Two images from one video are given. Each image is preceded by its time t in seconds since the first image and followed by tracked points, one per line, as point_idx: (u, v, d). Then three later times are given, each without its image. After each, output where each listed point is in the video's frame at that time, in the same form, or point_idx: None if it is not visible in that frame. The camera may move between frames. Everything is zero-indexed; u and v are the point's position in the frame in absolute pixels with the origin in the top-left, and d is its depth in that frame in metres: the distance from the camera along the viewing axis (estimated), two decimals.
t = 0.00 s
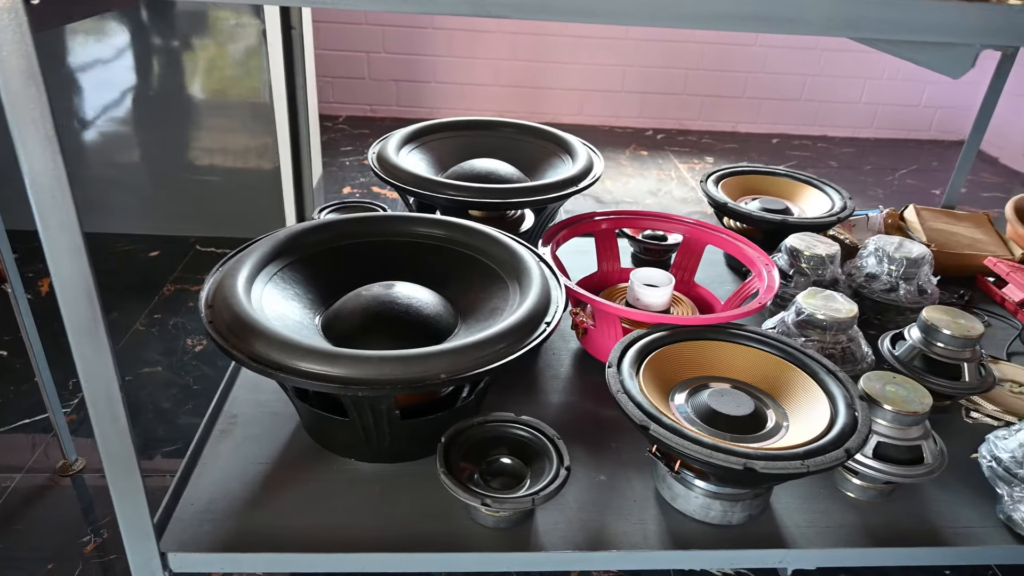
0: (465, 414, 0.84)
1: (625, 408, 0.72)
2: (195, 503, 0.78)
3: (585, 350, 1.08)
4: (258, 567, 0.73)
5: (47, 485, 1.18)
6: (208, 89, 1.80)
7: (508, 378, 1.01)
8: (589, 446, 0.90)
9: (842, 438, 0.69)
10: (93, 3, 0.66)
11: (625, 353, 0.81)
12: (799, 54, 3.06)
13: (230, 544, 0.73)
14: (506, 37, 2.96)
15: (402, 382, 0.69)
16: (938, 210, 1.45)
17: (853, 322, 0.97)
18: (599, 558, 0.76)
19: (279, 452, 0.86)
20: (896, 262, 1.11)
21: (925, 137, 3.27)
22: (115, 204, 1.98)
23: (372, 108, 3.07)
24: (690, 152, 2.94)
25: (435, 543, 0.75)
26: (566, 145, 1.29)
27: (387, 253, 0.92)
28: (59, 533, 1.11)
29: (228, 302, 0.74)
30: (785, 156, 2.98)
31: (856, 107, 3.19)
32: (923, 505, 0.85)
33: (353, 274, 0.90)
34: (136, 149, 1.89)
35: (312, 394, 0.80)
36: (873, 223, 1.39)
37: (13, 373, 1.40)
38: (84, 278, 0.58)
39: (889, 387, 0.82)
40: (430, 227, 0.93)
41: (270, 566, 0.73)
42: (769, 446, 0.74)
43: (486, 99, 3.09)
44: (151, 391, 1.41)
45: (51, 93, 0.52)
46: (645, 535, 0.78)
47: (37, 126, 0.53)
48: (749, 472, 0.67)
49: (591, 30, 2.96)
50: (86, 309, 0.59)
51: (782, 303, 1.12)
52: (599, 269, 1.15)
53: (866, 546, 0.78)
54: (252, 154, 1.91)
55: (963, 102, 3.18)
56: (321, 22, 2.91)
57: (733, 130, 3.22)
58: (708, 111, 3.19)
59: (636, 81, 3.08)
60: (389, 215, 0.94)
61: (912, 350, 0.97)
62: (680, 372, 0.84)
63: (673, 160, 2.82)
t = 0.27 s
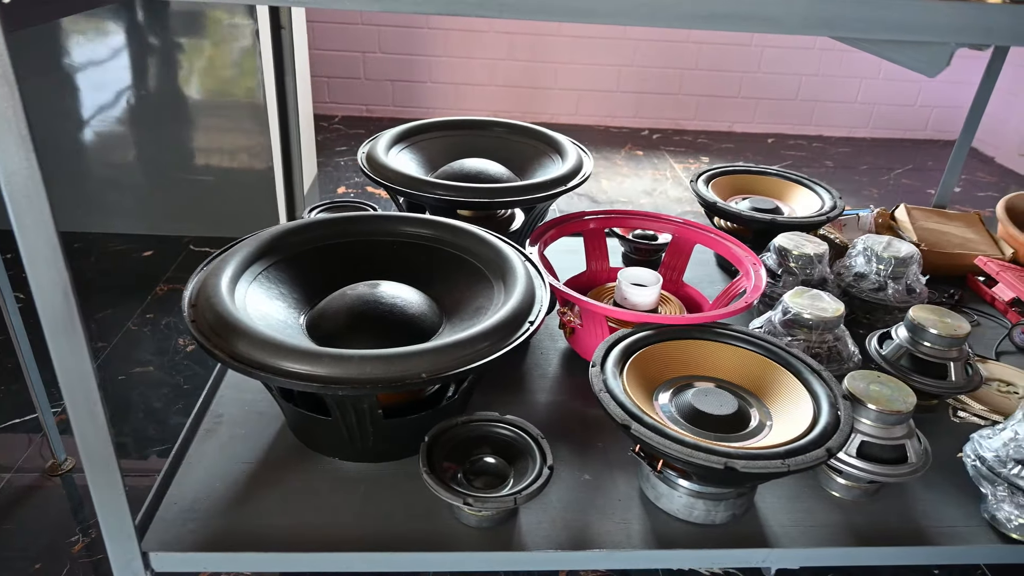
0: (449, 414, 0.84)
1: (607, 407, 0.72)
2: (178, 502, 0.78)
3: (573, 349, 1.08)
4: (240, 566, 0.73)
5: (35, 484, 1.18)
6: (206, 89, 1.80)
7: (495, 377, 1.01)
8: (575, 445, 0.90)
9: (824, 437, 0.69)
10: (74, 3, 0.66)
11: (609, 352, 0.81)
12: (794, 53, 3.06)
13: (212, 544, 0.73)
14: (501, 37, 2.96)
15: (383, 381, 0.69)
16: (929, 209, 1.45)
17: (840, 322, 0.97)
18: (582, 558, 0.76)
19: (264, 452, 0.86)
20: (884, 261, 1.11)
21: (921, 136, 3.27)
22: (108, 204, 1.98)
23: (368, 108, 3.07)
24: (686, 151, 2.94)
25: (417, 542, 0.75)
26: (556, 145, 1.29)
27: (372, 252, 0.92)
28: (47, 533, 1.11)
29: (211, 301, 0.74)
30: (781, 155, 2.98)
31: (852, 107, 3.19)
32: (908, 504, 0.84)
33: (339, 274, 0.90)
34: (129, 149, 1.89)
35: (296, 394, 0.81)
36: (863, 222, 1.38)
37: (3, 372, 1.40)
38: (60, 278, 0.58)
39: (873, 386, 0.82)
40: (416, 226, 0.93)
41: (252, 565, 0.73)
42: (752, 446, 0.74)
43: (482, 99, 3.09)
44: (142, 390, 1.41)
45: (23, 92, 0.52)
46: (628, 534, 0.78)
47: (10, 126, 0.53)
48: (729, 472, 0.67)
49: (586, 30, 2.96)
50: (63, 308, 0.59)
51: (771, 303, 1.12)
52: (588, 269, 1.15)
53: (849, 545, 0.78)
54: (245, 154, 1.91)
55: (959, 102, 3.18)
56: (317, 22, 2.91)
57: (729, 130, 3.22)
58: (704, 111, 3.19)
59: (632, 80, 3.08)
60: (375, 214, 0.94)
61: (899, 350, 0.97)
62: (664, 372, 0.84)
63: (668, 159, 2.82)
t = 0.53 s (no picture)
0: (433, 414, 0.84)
1: (588, 407, 0.72)
2: (159, 502, 0.78)
3: (560, 349, 1.07)
4: (220, 566, 0.73)
5: (23, 485, 1.18)
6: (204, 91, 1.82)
7: (481, 378, 1.01)
8: (559, 446, 0.90)
9: (804, 437, 0.69)
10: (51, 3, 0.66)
11: (592, 353, 0.80)
12: (790, 54, 3.06)
13: (192, 544, 0.73)
14: (497, 37, 2.96)
15: (361, 380, 0.69)
16: (920, 210, 1.45)
17: (826, 321, 0.97)
18: (564, 558, 0.76)
19: (248, 452, 0.86)
20: (872, 261, 1.11)
21: (917, 136, 3.27)
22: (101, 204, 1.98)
23: (364, 109, 3.07)
24: (681, 151, 2.94)
25: (399, 542, 0.75)
26: (545, 144, 1.29)
27: (357, 252, 0.92)
28: (34, 533, 1.10)
29: (192, 301, 0.74)
30: (777, 155, 2.97)
31: (848, 107, 3.18)
32: (893, 505, 0.84)
33: (323, 273, 0.90)
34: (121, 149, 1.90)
35: (278, 394, 0.80)
36: (854, 222, 1.38)
37: None
38: (33, 279, 0.58)
39: (856, 386, 0.82)
40: (401, 226, 0.93)
41: (231, 566, 0.73)
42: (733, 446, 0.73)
43: (477, 100, 3.09)
44: (132, 390, 1.41)
45: None
46: (610, 534, 0.78)
47: None
48: (709, 471, 0.67)
49: (582, 30, 2.97)
50: (36, 309, 0.59)
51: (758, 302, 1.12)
52: (576, 269, 1.15)
53: (832, 545, 0.78)
54: (238, 154, 1.91)
55: (954, 102, 3.18)
56: (312, 22, 2.91)
57: (725, 130, 3.22)
58: (700, 111, 3.18)
59: (627, 81, 3.08)
60: (360, 214, 0.93)
61: (885, 349, 0.98)
62: (647, 372, 0.84)
63: (664, 159, 2.82)
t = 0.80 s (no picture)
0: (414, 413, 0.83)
1: (567, 407, 0.72)
2: (138, 502, 0.78)
3: (545, 349, 1.07)
4: (198, 566, 0.73)
5: (9, 484, 1.18)
6: (203, 89, 1.79)
7: (466, 377, 1.01)
8: (542, 446, 0.90)
9: (783, 437, 0.69)
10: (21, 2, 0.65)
11: (573, 352, 0.80)
12: (785, 53, 3.06)
13: (171, 544, 0.73)
14: (492, 37, 2.96)
15: (338, 379, 0.69)
16: (910, 209, 1.45)
17: (811, 321, 0.97)
18: (543, 558, 0.75)
19: (230, 451, 0.86)
20: (859, 261, 1.11)
21: (913, 136, 3.27)
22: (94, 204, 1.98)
23: (359, 108, 3.07)
24: (676, 151, 2.94)
25: (378, 542, 0.75)
26: (532, 143, 1.29)
27: (340, 252, 0.92)
28: (20, 533, 1.10)
29: (171, 300, 0.74)
30: (772, 155, 2.97)
31: (843, 107, 3.18)
32: (875, 505, 0.84)
33: (306, 273, 0.90)
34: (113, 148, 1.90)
35: (259, 393, 0.80)
36: (843, 221, 1.38)
37: None
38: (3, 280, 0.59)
39: (838, 386, 0.82)
40: (384, 225, 0.93)
41: (209, 566, 0.73)
42: (713, 445, 0.73)
43: (472, 99, 3.09)
44: (121, 390, 1.41)
45: None
46: (591, 534, 0.78)
47: None
48: (685, 471, 0.66)
49: (577, 30, 2.96)
50: (7, 310, 0.61)
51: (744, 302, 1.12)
52: (563, 269, 1.15)
53: (813, 546, 0.78)
54: (231, 154, 1.90)
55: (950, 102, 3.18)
56: (307, 22, 2.91)
57: (721, 130, 3.22)
58: (696, 111, 3.18)
59: (623, 80, 3.08)
60: (343, 213, 0.93)
61: (870, 349, 0.97)
62: (629, 371, 0.84)
63: (658, 159, 2.82)
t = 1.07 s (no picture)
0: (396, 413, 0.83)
1: (546, 406, 0.72)
2: (118, 501, 0.78)
3: (531, 349, 1.07)
4: (175, 566, 0.73)
5: None
6: (199, 90, 1.80)
7: (450, 377, 1.01)
8: (525, 446, 0.90)
9: (761, 437, 0.69)
10: None
11: (554, 352, 0.80)
12: (781, 54, 3.06)
13: (148, 544, 0.73)
14: (487, 37, 2.96)
15: (315, 379, 0.69)
16: (900, 209, 1.45)
17: (795, 321, 0.97)
18: (522, 558, 0.75)
19: (211, 452, 0.86)
20: (845, 261, 1.11)
21: (908, 137, 3.27)
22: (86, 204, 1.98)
23: (354, 109, 3.07)
24: (671, 151, 2.94)
25: (357, 542, 0.75)
26: (520, 143, 1.29)
27: (323, 251, 0.92)
28: (5, 532, 1.10)
29: (150, 299, 0.74)
30: (767, 156, 2.97)
31: (839, 107, 3.18)
32: (857, 505, 0.84)
33: (289, 273, 0.90)
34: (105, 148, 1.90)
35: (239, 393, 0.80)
36: (833, 221, 1.38)
37: None
38: None
39: (819, 386, 0.82)
40: (367, 225, 0.93)
41: (187, 566, 0.72)
42: (692, 445, 0.73)
43: (468, 99, 3.09)
44: (109, 390, 1.41)
45: None
46: (571, 534, 0.77)
47: None
48: (662, 471, 0.66)
49: (571, 30, 2.96)
50: None
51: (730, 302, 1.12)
52: (549, 269, 1.15)
53: (793, 546, 0.78)
54: (225, 154, 1.90)
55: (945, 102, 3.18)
56: (302, 22, 2.91)
57: (716, 130, 3.22)
58: (691, 111, 3.18)
59: (618, 81, 3.08)
60: (326, 213, 0.93)
61: (854, 349, 0.97)
62: (611, 371, 0.84)
63: (653, 159, 2.82)
